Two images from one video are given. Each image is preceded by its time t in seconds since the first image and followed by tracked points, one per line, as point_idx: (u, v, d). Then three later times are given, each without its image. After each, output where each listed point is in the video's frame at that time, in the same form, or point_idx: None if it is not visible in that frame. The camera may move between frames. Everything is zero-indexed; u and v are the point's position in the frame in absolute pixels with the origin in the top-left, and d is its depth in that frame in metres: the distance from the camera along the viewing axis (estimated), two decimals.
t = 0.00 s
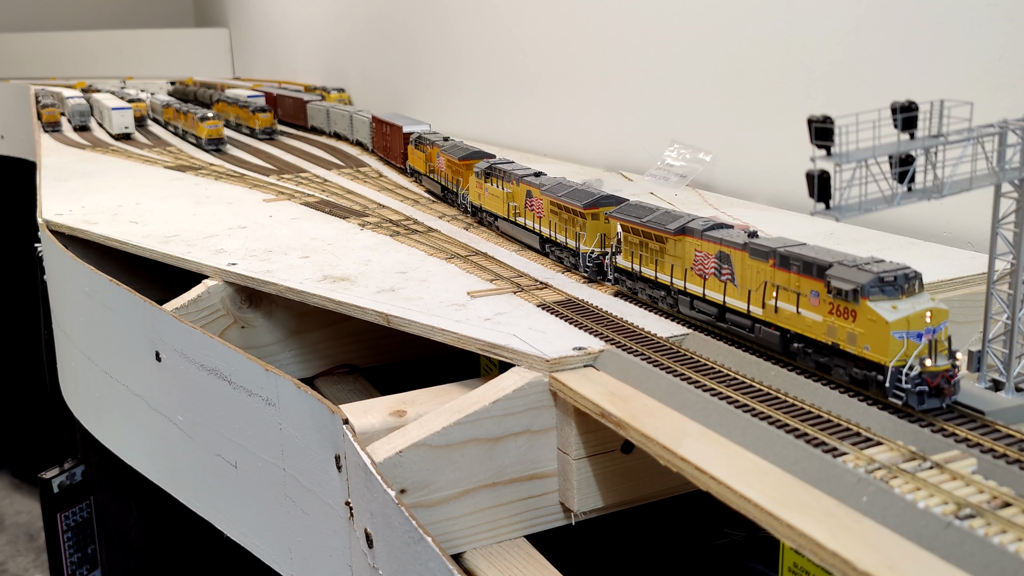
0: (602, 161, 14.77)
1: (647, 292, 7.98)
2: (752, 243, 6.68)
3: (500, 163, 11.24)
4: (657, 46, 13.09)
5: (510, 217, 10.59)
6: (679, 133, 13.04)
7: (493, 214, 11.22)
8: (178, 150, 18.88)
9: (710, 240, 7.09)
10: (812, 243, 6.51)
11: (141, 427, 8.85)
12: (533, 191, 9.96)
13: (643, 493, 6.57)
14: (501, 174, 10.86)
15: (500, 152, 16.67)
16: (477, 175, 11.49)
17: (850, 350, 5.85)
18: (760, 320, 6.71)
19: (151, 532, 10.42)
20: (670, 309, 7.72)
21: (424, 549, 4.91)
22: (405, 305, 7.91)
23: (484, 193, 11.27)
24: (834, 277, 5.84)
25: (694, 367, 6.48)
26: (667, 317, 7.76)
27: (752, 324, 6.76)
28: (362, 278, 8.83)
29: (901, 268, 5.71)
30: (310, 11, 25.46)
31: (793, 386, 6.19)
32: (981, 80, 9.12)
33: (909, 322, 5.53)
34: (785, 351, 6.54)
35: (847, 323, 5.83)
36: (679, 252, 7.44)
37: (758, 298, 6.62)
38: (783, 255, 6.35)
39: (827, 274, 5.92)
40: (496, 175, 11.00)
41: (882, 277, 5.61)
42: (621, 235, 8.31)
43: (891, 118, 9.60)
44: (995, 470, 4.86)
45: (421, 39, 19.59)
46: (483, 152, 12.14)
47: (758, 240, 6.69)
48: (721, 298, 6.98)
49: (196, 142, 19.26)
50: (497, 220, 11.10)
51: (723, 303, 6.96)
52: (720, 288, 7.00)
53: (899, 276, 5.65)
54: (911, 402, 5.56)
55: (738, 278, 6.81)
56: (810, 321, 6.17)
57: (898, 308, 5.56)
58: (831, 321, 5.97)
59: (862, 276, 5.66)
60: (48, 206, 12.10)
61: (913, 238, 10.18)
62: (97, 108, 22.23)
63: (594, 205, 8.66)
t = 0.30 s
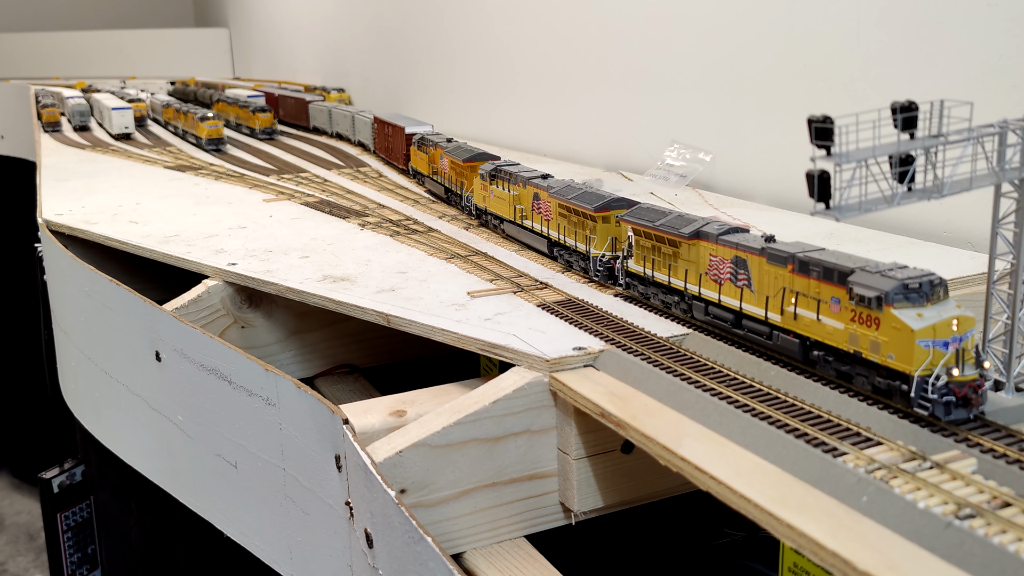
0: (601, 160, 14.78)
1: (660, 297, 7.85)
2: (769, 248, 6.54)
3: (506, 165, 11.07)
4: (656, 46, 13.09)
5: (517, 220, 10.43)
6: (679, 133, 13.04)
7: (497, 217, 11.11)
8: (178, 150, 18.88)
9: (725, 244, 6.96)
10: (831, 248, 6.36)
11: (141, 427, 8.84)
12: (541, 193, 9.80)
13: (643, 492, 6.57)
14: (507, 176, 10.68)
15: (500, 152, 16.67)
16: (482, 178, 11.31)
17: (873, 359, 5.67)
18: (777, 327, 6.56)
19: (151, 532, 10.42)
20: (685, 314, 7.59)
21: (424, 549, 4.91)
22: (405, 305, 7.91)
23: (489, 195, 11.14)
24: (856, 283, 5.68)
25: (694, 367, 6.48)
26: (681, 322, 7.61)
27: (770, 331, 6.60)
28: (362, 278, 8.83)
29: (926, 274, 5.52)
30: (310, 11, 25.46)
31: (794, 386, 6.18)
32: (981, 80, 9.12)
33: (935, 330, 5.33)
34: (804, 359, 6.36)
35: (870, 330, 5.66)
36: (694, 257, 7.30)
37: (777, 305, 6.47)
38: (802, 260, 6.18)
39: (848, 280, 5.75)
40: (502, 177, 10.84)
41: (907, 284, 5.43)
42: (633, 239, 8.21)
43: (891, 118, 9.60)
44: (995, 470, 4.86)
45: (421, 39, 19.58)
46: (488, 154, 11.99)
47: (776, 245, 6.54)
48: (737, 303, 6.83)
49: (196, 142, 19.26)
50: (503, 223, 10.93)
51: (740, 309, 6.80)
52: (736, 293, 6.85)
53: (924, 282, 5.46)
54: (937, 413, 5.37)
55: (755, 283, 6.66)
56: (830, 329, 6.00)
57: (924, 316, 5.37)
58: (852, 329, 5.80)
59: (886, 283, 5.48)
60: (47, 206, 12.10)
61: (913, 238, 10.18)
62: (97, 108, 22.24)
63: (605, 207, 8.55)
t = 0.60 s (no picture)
0: (601, 160, 14.78)
1: (672, 302, 7.67)
2: (788, 253, 6.36)
3: (511, 166, 10.82)
4: (657, 46, 13.08)
5: (524, 223, 10.22)
6: (679, 133, 13.04)
7: (504, 220, 10.90)
8: (178, 150, 18.88)
9: (742, 249, 6.78)
10: (851, 253, 6.19)
11: (141, 427, 8.84)
12: (548, 196, 9.58)
13: (643, 493, 6.58)
14: (513, 178, 10.45)
15: (500, 152, 16.67)
16: (487, 180, 11.09)
17: (897, 368, 5.48)
18: (796, 334, 6.39)
19: (150, 532, 10.42)
20: (699, 320, 7.41)
21: (424, 549, 4.91)
22: (405, 305, 7.90)
23: (495, 198, 10.93)
24: (880, 290, 5.50)
25: (694, 367, 6.48)
26: (695, 328, 7.44)
27: (788, 338, 6.43)
28: (362, 278, 8.83)
29: (952, 281, 5.36)
30: (310, 11, 25.46)
31: (794, 386, 6.18)
32: (981, 80, 9.12)
33: (963, 339, 5.14)
34: (825, 367, 6.18)
35: (894, 339, 5.47)
36: (709, 261, 7.12)
37: (796, 311, 6.31)
38: (823, 265, 6.02)
39: (872, 287, 5.57)
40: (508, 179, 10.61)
41: (933, 291, 5.25)
42: (644, 242, 7.99)
43: (891, 118, 9.61)
44: (995, 471, 4.85)
45: (421, 39, 19.58)
46: (492, 155, 11.80)
47: (795, 250, 6.37)
48: (754, 310, 6.66)
49: (196, 142, 19.26)
50: (509, 226, 10.72)
51: (758, 316, 6.64)
52: (753, 299, 6.68)
53: (951, 290, 5.30)
54: (966, 424, 5.19)
55: (773, 289, 6.49)
56: (852, 336, 5.83)
57: (951, 324, 5.20)
58: (876, 337, 5.62)
59: (912, 290, 5.30)
60: (47, 207, 12.10)
61: (913, 238, 10.18)
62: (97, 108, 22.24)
63: (616, 210, 8.33)
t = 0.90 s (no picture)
0: (601, 160, 14.78)
1: (687, 308, 7.52)
2: (807, 258, 6.22)
3: (517, 169, 10.68)
4: (656, 46, 13.09)
5: (531, 226, 10.02)
6: (679, 133, 13.04)
7: (509, 223, 10.73)
8: (178, 150, 18.89)
9: (759, 254, 6.64)
10: (872, 258, 6.05)
11: (142, 427, 8.84)
12: (556, 199, 9.41)
13: (643, 493, 6.57)
14: (519, 181, 10.25)
15: (500, 152, 16.68)
16: (492, 182, 10.95)
17: (923, 378, 5.33)
18: (816, 342, 6.24)
19: (151, 532, 10.43)
20: (714, 326, 7.27)
21: (424, 549, 4.91)
22: (405, 305, 7.90)
23: (500, 200, 10.79)
24: (904, 297, 5.34)
25: (694, 367, 6.48)
26: (710, 335, 7.30)
27: (808, 345, 6.28)
28: (362, 278, 8.84)
29: (981, 287, 5.18)
30: (309, 11, 25.46)
31: (793, 386, 6.18)
32: (981, 79, 9.12)
33: (992, 348, 4.99)
34: (846, 376, 6.02)
35: (920, 348, 5.32)
36: (724, 266, 6.97)
37: (816, 318, 6.16)
38: (844, 272, 5.87)
39: (896, 294, 5.42)
40: (513, 182, 10.44)
41: (962, 298, 5.09)
42: (658, 246, 7.87)
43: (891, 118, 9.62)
44: (995, 471, 4.85)
45: (421, 39, 19.58)
46: (497, 158, 11.77)
47: (815, 255, 6.22)
48: (772, 316, 6.51)
49: (196, 142, 19.27)
50: (516, 229, 10.53)
51: (776, 322, 6.48)
52: (771, 306, 6.54)
53: (979, 297, 5.12)
54: (995, 436, 5.02)
55: (791, 295, 6.34)
56: (875, 345, 5.68)
57: (980, 333, 5.04)
58: (900, 345, 5.47)
59: (939, 298, 5.13)
60: (47, 207, 12.10)
61: (913, 238, 10.18)
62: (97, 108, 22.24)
63: (628, 214, 8.18)
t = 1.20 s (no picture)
0: (601, 160, 14.78)
1: (701, 314, 7.37)
2: (828, 263, 6.06)
3: (523, 172, 10.60)
4: (656, 46, 13.10)
5: (538, 229, 9.89)
6: (679, 133, 13.04)
7: (515, 226, 10.58)
8: (178, 150, 18.89)
9: (777, 259, 6.50)
10: (895, 264, 5.89)
11: (142, 427, 8.84)
12: (566, 201, 9.28)
13: (642, 492, 6.57)
14: (527, 184, 10.18)
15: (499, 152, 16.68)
16: (498, 185, 10.83)
17: (951, 388, 5.16)
18: (837, 350, 6.07)
19: (151, 532, 10.43)
20: (730, 332, 7.12)
21: (424, 549, 4.91)
22: (405, 305, 7.90)
23: (506, 203, 10.66)
24: (931, 305, 5.17)
25: (694, 367, 6.48)
26: (726, 341, 7.15)
27: (829, 353, 6.12)
28: (362, 278, 8.84)
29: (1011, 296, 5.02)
30: (309, 10, 25.46)
31: (793, 386, 6.18)
32: (981, 80, 9.12)
33: None
34: (868, 385, 5.85)
35: (947, 357, 5.15)
36: (741, 271, 6.85)
37: (837, 326, 6.00)
38: (867, 278, 5.71)
39: (922, 302, 5.26)
40: (521, 185, 10.36)
41: (992, 307, 4.94)
42: (671, 250, 7.73)
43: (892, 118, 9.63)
44: (995, 471, 4.85)
45: (421, 39, 19.58)
46: (501, 159, 11.63)
47: (836, 260, 6.07)
48: (792, 323, 6.37)
49: (196, 142, 19.27)
50: (523, 232, 10.38)
51: (795, 329, 6.34)
52: (790, 312, 6.41)
53: (1010, 305, 4.95)
54: None
55: (811, 302, 6.19)
56: (899, 353, 5.51)
57: (1011, 343, 4.87)
58: (927, 354, 5.30)
59: (968, 306, 4.95)
60: (47, 206, 12.10)
61: (913, 238, 10.18)
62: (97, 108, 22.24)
63: (640, 217, 8.03)
